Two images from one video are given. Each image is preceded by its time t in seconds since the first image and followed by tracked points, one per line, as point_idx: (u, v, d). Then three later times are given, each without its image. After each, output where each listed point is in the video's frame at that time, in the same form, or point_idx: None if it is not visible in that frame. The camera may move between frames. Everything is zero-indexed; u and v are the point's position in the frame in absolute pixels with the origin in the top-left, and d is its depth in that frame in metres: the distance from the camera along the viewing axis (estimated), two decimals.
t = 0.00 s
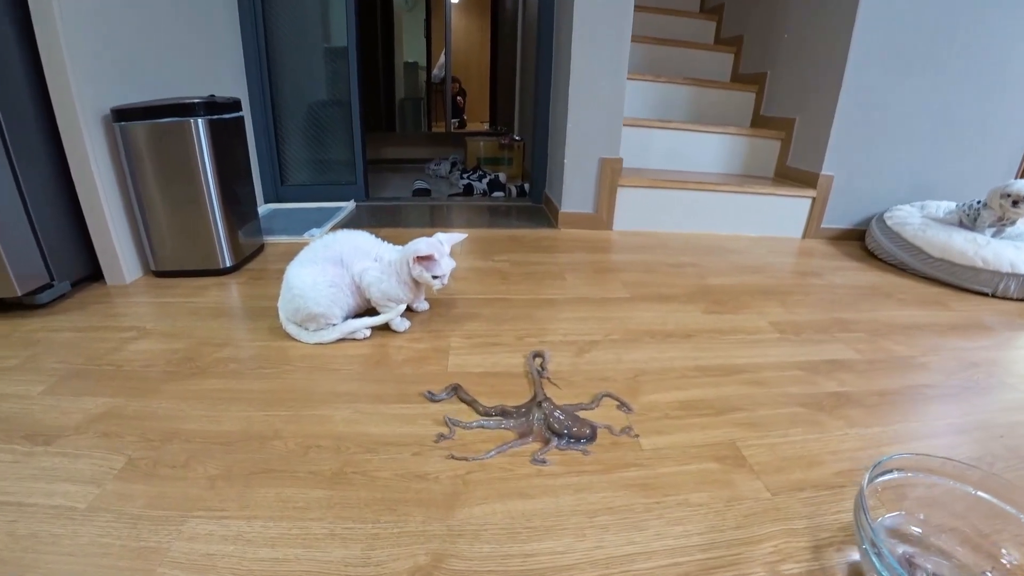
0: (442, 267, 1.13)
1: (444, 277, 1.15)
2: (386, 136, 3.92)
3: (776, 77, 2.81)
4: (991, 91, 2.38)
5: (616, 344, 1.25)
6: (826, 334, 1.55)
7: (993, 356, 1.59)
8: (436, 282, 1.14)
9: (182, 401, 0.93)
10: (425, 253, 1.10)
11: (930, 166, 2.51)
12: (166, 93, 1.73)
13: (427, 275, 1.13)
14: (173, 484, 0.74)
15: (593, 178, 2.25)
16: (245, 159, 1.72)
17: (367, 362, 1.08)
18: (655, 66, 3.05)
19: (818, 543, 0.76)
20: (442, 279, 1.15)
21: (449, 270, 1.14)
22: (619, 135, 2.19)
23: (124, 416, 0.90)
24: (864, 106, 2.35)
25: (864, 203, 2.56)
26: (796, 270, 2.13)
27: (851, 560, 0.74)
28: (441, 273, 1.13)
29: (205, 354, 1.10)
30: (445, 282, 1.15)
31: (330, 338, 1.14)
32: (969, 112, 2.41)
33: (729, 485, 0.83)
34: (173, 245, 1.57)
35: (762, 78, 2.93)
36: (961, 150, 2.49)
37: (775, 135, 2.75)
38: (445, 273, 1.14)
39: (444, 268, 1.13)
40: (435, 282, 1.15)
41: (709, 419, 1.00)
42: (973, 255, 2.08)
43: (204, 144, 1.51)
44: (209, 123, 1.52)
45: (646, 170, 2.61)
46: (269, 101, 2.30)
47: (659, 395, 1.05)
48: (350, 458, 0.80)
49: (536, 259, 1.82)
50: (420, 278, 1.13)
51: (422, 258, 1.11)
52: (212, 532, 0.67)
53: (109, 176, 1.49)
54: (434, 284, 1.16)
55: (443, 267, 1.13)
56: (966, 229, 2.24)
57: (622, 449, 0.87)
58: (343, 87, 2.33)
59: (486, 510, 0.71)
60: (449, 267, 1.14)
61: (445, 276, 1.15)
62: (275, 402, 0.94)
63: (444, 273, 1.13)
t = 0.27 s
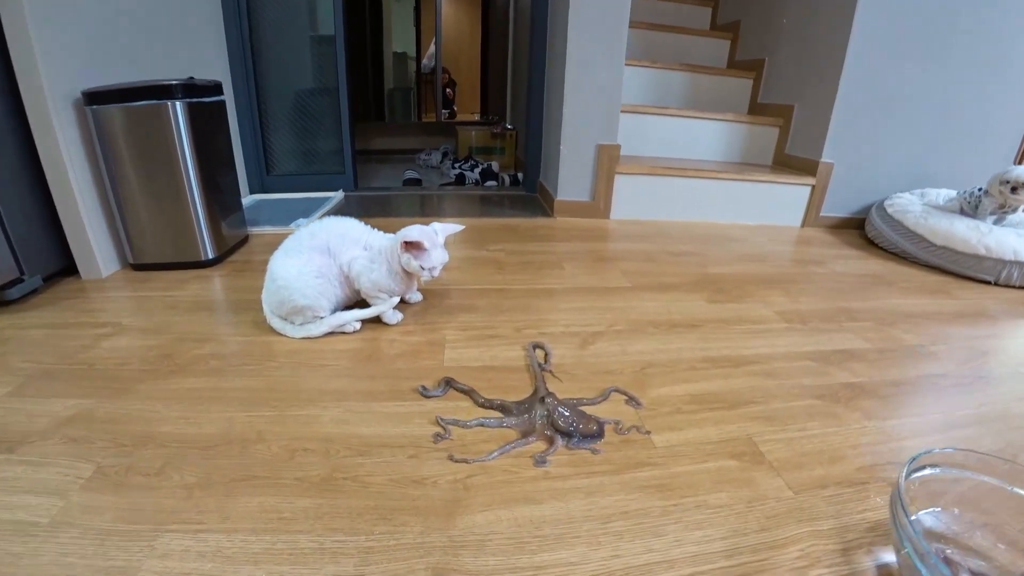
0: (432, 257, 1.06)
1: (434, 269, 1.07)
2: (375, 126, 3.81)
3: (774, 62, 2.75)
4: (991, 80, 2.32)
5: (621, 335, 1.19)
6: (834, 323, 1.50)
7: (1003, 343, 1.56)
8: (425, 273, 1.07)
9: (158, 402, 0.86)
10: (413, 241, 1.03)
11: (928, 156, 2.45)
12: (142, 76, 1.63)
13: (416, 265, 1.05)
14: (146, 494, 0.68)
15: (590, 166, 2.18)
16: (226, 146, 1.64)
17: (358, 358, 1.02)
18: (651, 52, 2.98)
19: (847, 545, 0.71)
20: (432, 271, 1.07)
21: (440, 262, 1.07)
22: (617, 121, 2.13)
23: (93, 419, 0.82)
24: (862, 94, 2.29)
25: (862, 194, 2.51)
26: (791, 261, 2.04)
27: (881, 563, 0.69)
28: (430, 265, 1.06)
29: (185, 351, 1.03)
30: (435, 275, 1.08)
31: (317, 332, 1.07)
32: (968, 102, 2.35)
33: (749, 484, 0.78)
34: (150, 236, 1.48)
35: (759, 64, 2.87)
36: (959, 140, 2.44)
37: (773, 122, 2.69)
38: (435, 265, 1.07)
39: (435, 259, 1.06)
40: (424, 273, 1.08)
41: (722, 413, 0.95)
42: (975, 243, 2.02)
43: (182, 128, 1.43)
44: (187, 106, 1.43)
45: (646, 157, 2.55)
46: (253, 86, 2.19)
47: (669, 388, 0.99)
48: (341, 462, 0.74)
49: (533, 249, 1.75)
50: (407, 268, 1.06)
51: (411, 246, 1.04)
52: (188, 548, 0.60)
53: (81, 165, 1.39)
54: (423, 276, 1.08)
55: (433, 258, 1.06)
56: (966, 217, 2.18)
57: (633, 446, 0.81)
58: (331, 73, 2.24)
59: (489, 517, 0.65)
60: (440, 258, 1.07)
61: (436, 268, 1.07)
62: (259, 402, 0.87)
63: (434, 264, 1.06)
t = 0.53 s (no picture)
0: (430, 242, 1.00)
1: (432, 254, 1.02)
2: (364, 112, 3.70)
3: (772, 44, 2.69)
4: (993, 63, 2.24)
5: (627, 321, 1.15)
6: (840, 309, 1.46)
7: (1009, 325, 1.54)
8: (421, 258, 1.01)
9: (141, 396, 0.81)
10: (410, 223, 0.98)
11: (927, 143, 2.37)
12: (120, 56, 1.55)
13: (412, 249, 1.00)
14: (128, 496, 0.63)
15: (588, 150, 2.13)
16: (211, 129, 1.56)
17: (352, 347, 0.96)
18: (647, 35, 2.92)
19: (872, 536, 0.68)
20: (429, 256, 1.02)
21: (438, 247, 1.01)
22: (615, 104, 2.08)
23: (71, 415, 0.77)
24: (863, 76, 2.20)
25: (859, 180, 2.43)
26: (792, 241, 2.06)
27: (909, 555, 0.66)
28: (428, 249, 1.00)
29: (169, 341, 0.97)
30: (432, 260, 1.03)
31: (309, 320, 1.01)
32: (968, 87, 2.28)
33: (768, 474, 0.74)
34: (132, 223, 1.41)
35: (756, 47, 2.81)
36: (959, 127, 2.36)
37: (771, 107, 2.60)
38: (432, 250, 1.01)
39: (432, 243, 1.00)
40: (421, 258, 1.02)
41: (735, 400, 0.91)
42: (975, 229, 1.93)
43: (164, 109, 1.36)
44: (168, 86, 1.36)
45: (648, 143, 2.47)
46: (238, 67, 2.08)
47: (679, 375, 0.96)
48: (339, 457, 0.69)
49: (530, 234, 1.70)
50: (403, 252, 1.01)
51: (407, 228, 0.98)
52: (173, 554, 0.55)
53: (56, 148, 1.31)
54: (420, 261, 1.03)
55: (430, 243, 1.00)
56: (966, 203, 2.11)
57: (647, 436, 0.78)
58: (320, 56, 2.14)
59: (499, 515, 0.62)
60: (437, 242, 1.01)
61: (433, 253, 1.02)
62: (250, 395, 0.82)
63: (431, 249, 1.00)
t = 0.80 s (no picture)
0: (431, 228, 0.97)
1: (433, 240, 0.98)
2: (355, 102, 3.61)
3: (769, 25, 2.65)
4: (993, 43, 2.18)
5: (634, 305, 1.12)
6: (847, 291, 1.42)
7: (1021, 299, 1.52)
8: (422, 245, 0.98)
9: (134, 391, 0.77)
10: (410, 209, 0.94)
11: (926, 126, 2.31)
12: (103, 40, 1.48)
13: (412, 236, 0.96)
14: (122, 497, 0.59)
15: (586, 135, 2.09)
16: (199, 117, 1.51)
17: (353, 337, 0.93)
18: (642, 19, 2.87)
19: (898, 518, 0.65)
20: (430, 242, 0.98)
21: (439, 233, 0.98)
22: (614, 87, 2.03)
23: (59, 413, 0.73)
24: (864, 53, 2.12)
25: (858, 163, 2.35)
26: (794, 225, 2.00)
27: (938, 537, 0.63)
28: (429, 236, 0.97)
29: (161, 335, 0.93)
30: (434, 246, 0.99)
31: (307, 309, 0.98)
32: (968, 69, 2.22)
33: (789, 456, 0.72)
34: (121, 215, 1.36)
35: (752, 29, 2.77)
36: (957, 110, 2.30)
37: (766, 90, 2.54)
38: (434, 236, 0.98)
39: (433, 230, 0.97)
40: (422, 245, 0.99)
41: (749, 382, 0.89)
42: (977, 210, 1.85)
43: (150, 95, 1.30)
44: (154, 71, 1.31)
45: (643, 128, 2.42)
46: (226, 54, 2.00)
47: (691, 359, 0.93)
48: (344, 451, 0.66)
49: (529, 220, 1.66)
50: (403, 239, 0.97)
51: (407, 214, 0.95)
52: (171, 557, 0.52)
53: (38, 137, 1.26)
54: (421, 248, 0.99)
55: (431, 229, 0.97)
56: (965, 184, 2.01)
57: (663, 422, 0.75)
58: (311, 42, 2.06)
59: (515, 506, 0.59)
60: (439, 228, 0.98)
61: (435, 239, 0.98)
62: (247, 388, 0.78)
63: (432, 235, 0.97)
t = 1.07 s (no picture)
0: (426, 216, 0.94)
1: (428, 229, 0.95)
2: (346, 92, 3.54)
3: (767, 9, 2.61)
4: (995, 29, 2.12)
5: (635, 293, 1.10)
6: (847, 277, 1.37)
7: None
8: (417, 233, 0.95)
9: (124, 388, 0.75)
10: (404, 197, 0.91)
11: (925, 114, 2.25)
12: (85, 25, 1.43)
13: (407, 225, 0.94)
14: (112, 499, 0.57)
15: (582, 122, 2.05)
16: (187, 105, 1.47)
17: (349, 329, 0.91)
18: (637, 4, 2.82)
19: (910, 508, 0.63)
20: (425, 231, 0.96)
21: (434, 222, 0.95)
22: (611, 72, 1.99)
23: (45, 413, 0.71)
24: (866, 37, 2.06)
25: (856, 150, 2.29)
26: (789, 214, 1.91)
27: (951, 527, 0.60)
28: (424, 224, 0.94)
29: (151, 330, 0.91)
30: (429, 235, 0.97)
31: (301, 301, 0.95)
32: (970, 53, 2.16)
33: (799, 446, 0.70)
34: (108, 207, 1.32)
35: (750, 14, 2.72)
36: (957, 97, 2.25)
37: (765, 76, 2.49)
38: (429, 225, 0.95)
39: (429, 218, 0.94)
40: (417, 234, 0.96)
41: (755, 371, 0.87)
42: (976, 196, 1.79)
43: (136, 82, 1.26)
44: (140, 58, 1.27)
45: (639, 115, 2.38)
46: (214, 41, 1.94)
47: (695, 348, 0.91)
48: (342, 447, 0.64)
49: (526, 208, 1.63)
50: (398, 227, 0.94)
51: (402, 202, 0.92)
52: (163, 561, 0.50)
53: (20, 127, 1.21)
54: (416, 237, 0.97)
55: (426, 218, 0.93)
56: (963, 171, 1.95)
57: (669, 413, 0.73)
58: (302, 29, 2.00)
59: (520, 503, 0.57)
60: (434, 217, 0.94)
61: (430, 228, 0.95)
62: (240, 384, 0.76)
63: (427, 224, 0.94)
